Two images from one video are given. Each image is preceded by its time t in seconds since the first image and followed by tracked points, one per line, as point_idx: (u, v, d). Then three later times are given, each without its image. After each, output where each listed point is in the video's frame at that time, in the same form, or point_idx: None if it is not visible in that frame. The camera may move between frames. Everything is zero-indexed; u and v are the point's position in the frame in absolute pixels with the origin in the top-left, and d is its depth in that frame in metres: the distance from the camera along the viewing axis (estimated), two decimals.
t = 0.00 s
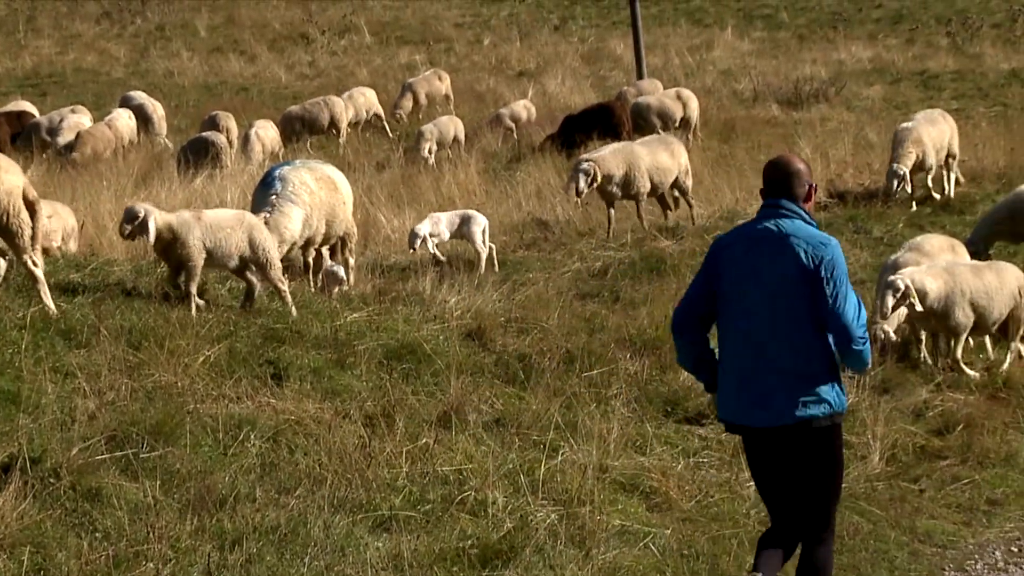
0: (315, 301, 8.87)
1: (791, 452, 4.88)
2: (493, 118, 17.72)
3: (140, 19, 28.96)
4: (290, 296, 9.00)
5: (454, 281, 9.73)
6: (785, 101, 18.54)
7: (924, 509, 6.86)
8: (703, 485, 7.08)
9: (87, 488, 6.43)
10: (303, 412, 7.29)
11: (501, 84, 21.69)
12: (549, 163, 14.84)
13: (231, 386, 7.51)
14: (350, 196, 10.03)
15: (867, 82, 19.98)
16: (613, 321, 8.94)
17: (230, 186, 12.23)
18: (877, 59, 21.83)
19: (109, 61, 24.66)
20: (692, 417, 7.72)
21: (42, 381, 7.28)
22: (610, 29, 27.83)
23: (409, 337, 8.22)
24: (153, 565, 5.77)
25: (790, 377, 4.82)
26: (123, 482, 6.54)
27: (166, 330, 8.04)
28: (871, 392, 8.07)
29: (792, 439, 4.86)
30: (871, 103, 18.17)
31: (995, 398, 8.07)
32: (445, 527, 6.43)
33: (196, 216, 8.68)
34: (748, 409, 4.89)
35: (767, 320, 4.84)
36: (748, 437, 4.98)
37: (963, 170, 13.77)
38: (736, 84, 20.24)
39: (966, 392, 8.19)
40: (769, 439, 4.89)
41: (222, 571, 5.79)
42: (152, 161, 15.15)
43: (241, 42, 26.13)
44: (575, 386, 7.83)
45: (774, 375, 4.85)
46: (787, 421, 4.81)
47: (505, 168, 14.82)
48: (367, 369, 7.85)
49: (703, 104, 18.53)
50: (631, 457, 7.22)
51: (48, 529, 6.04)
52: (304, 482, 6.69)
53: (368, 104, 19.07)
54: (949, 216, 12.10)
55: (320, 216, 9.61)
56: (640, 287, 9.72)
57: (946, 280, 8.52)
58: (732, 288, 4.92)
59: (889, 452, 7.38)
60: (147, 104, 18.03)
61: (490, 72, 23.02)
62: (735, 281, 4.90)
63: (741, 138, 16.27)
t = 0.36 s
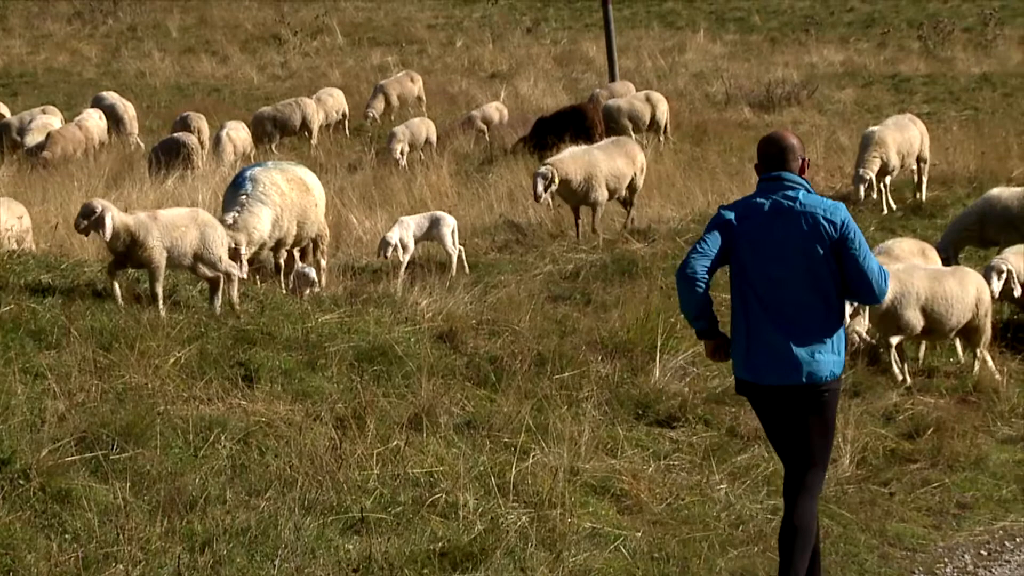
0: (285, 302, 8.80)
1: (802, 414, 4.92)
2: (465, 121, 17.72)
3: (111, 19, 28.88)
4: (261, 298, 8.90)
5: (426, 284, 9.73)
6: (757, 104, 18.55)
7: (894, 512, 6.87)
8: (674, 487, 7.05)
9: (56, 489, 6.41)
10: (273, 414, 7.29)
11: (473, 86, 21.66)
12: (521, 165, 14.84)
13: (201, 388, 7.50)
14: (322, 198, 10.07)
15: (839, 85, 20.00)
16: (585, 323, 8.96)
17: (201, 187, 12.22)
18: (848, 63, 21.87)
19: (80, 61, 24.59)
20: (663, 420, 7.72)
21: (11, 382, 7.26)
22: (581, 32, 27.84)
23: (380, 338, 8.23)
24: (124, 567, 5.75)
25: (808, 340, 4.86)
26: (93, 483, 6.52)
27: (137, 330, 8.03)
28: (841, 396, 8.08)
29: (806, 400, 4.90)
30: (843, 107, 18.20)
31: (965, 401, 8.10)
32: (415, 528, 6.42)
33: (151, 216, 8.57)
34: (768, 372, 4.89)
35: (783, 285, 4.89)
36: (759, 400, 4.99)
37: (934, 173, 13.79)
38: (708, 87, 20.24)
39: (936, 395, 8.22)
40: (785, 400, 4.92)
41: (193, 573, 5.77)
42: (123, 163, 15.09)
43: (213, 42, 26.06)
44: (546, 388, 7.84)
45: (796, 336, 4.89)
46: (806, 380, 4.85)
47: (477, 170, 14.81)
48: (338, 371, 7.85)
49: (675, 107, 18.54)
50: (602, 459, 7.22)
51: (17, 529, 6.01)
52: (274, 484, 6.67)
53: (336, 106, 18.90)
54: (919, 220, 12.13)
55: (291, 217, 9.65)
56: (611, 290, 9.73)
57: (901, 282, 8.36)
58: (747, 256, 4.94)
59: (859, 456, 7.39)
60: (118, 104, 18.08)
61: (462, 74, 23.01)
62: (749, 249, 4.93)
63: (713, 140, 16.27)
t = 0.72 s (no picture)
0: (257, 302, 8.77)
1: (816, 421, 4.97)
2: (437, 121, 17.73)
3: (84, 18, 28.80)
4: (233, 297, 8.82)
5: (398, 284, 9.74)
6: (729, 106, 18.57)
7: (864, 512, 6.88)
8: (644, 487, 7.06)
9: (26, 488, 6.40)
10: (244, 413, 7.29)
11: (445, 86, 21.64)
12: (492, 166, 14.85)
13: (172, 386, 7.50)
14: (294, 198, 10.11)
15: (810, 87, 20.03)
16: (556, 324, 8.97)
17: (172, 186, 12.21)
18: (820, 65, 21.91)
19: (52, 60, 24.53)
20: (634, 420, 7.73)
21: None
22: (553, 33, 27.87)
23: (351, 338, 8.24)
24: (93, 566, 5.74)
25: (818, 350, 4.89)
26: (62, 482, 6.51)
27: (107, 330, 8.02)
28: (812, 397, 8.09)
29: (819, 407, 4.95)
30: (815, 108, 18.24)
31: (935, 403, 8.13)
32: (386, 528, 6.41)
33: (104, 214, 8.55)
34: (780, 385, 4.94)
35: (790, 299, 4.91)
36: (775, 411, 5.03)
37: (905, 175, 13.82)
38: (680, 88, 20.26)
39: (905, 397, 8.25)
40: (799, 410, 4.96)
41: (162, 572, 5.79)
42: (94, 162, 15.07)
43: (184, 42, 26.01)
44: (517, 388, 7.85)
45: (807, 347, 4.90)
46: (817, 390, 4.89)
47: (449, 171, 14.81)
48: (309, 370, 7.85)
49: (647, 108, 18.56)
50: (573, 459, 7.22)
51: None
52: (244, 483, 6.66)
53: (302, 106, 18.85)
54: (890, 222, 12.16)
55: (261, 217, 9.69)
56: (582, 290, 9.73)
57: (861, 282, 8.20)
58: (751, 272, 4.96)
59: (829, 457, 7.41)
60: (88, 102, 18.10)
61: (434, 75, 23.02)
62: (754, 265, 4.96)
63: (685, 142, 16.28)
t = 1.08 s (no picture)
0: (229, 297, 8.75)
1: (814, 390, 5.09)
2: (410, 116, 17.75)
3: (57, 11, 28.71)
4: (206, 292, 8.79)
5: (371, 279, 9.74)
6: (702, 103, 18.59)
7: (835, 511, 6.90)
8: (616, 484, 7.05)
9: None
10: (217, 408, 7.28)
11: (419, 82, 21.61)
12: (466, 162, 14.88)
13: (144, 381, 7.49)
14: (268, 193, 10.08)
15: (783, 85, 20.06)
16: (529, 320, 8.98)
17: (145, 181, 12.20)
18: (793, 63, 21.94)
19: (24, 53, 24.46)
20: (606, 417, 7.73)
21: None
22: (527, 29, 27.87)
23: (324, 334, 8.24)
24: (63, 561, 5.72)
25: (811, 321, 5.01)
26: (33, 476, 6.50)
27: (79, 324, 8.01)
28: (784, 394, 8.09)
29: (815, 378, 5.05)
30: (788, 106, 18.27)
31: (906, 402, 8.14)
32: (357, 524, 6.39)
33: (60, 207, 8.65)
34: (774, 356, 5.08)
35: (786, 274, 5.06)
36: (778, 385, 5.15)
37: (877, 174, 13.84)
38: (653, 85, 20.26)
39: (877, 396, 8.26)
40: (795, 382, 5.08)
41: (133, 567, 5.78)
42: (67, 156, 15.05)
43: (158, 36, 25.95)
44: (490, 384, 7.86)
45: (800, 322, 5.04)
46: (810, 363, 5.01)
47: (422, 167, 14.81)
48: (282, 366, 7.85)
49: (620, 105, 18.58)
50: (545, 457, 7.21)
51: None
52: (216, 478, 6.65)
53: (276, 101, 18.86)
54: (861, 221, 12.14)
55: (233, 212, 9.67)
56: (555, 287, 9.76)
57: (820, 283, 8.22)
58: (754, 250, 5.16)
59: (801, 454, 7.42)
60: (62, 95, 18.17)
61: (408, 70, 23.00)
62: (756, 241, 5.15)
63: (658, 139, 16.29)
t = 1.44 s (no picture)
0: (209, 296, 8.73)
1: (831, 389, 5.10)
2: (390, 115, 17.76)
3: (36, 9, 28.65)
4: (186, 290, 8.74)
5: (351, 278, 9.73)
6: (682, 104, 18.60)
7: (813, 512, 6.90)
8: (595, 484, 7.05)
9: None
10: (196, 407, 7.28)
11: (399, 81, 21.60)
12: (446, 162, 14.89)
13: (123, 380, 7.48)
14: (247, 192, 10.06)
15: (763, 86, 20.08)
16: (509, 320, 9.00)
17: (125, 179, 12.21)
18: (773, 64, 21.96)
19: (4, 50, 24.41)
20: (585, 417, 7.74)
21: None
22: (508, 29, 27.88)
23: (303, 333, 8.23)
24: (42, 560, 5.71)
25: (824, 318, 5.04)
26: (11, 474, 6.48)
27: (58, 322, 8.01)
28: (763, 394, 8.10)
29: (829, 375, 5.07)
30: (768, 107, 18.30)
31: (885, 402, 8.14)
32: (337, 523, 6.40)
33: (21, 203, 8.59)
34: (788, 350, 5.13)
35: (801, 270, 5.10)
36: (789, 383, 5.17)
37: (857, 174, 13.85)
38: (633, 85, 20.27)
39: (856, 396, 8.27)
40: (806, 376, 5.11)
41: (112, 565, 5.76)
42: (46, 155, 15.05)
43: (137, 34, 25.92)
44: (469, 384, 7.85)
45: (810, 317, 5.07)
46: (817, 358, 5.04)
47: (402, 166, 14.81)
48: (261, 364, 7.84)
49: (600, 105, 18.59)
50: (524, 456, 7.21)
51: None
52: (195, 476, 6.65)
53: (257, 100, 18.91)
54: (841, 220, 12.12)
55: (213, 210, 9.66)
56: (535, 287, 9.77)
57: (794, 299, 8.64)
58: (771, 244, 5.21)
59: (780, 454, 7.42)
60: (41, 93, 18.28)
61: (388, 69, 22.99)
62: (773, 235, 5.20)
63: (638, 139, 16.29)
